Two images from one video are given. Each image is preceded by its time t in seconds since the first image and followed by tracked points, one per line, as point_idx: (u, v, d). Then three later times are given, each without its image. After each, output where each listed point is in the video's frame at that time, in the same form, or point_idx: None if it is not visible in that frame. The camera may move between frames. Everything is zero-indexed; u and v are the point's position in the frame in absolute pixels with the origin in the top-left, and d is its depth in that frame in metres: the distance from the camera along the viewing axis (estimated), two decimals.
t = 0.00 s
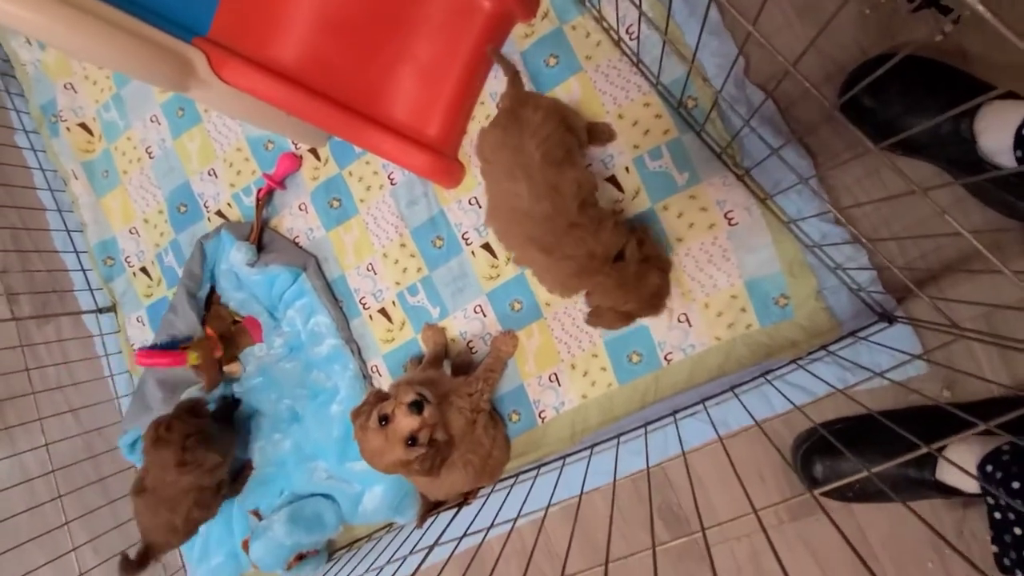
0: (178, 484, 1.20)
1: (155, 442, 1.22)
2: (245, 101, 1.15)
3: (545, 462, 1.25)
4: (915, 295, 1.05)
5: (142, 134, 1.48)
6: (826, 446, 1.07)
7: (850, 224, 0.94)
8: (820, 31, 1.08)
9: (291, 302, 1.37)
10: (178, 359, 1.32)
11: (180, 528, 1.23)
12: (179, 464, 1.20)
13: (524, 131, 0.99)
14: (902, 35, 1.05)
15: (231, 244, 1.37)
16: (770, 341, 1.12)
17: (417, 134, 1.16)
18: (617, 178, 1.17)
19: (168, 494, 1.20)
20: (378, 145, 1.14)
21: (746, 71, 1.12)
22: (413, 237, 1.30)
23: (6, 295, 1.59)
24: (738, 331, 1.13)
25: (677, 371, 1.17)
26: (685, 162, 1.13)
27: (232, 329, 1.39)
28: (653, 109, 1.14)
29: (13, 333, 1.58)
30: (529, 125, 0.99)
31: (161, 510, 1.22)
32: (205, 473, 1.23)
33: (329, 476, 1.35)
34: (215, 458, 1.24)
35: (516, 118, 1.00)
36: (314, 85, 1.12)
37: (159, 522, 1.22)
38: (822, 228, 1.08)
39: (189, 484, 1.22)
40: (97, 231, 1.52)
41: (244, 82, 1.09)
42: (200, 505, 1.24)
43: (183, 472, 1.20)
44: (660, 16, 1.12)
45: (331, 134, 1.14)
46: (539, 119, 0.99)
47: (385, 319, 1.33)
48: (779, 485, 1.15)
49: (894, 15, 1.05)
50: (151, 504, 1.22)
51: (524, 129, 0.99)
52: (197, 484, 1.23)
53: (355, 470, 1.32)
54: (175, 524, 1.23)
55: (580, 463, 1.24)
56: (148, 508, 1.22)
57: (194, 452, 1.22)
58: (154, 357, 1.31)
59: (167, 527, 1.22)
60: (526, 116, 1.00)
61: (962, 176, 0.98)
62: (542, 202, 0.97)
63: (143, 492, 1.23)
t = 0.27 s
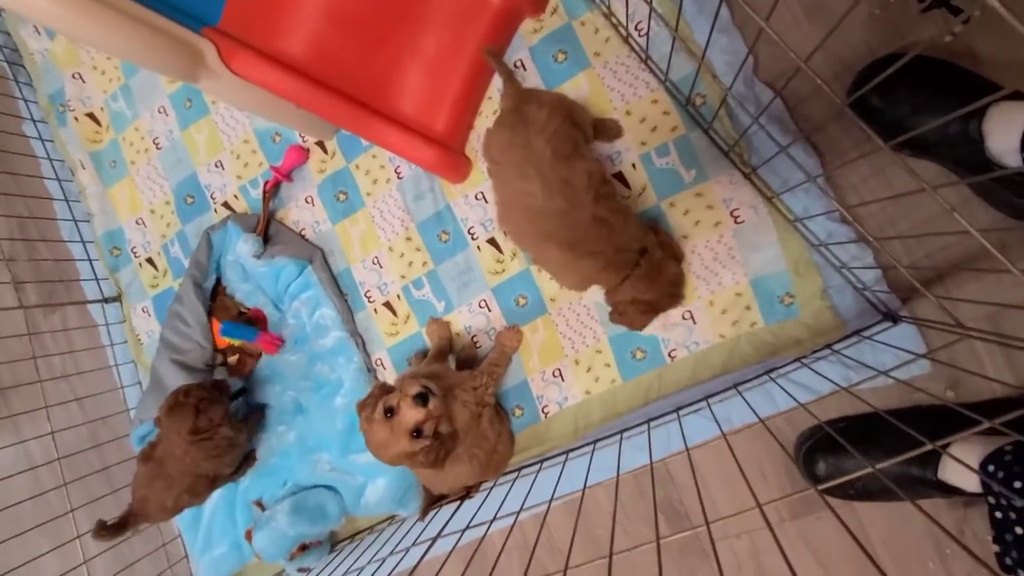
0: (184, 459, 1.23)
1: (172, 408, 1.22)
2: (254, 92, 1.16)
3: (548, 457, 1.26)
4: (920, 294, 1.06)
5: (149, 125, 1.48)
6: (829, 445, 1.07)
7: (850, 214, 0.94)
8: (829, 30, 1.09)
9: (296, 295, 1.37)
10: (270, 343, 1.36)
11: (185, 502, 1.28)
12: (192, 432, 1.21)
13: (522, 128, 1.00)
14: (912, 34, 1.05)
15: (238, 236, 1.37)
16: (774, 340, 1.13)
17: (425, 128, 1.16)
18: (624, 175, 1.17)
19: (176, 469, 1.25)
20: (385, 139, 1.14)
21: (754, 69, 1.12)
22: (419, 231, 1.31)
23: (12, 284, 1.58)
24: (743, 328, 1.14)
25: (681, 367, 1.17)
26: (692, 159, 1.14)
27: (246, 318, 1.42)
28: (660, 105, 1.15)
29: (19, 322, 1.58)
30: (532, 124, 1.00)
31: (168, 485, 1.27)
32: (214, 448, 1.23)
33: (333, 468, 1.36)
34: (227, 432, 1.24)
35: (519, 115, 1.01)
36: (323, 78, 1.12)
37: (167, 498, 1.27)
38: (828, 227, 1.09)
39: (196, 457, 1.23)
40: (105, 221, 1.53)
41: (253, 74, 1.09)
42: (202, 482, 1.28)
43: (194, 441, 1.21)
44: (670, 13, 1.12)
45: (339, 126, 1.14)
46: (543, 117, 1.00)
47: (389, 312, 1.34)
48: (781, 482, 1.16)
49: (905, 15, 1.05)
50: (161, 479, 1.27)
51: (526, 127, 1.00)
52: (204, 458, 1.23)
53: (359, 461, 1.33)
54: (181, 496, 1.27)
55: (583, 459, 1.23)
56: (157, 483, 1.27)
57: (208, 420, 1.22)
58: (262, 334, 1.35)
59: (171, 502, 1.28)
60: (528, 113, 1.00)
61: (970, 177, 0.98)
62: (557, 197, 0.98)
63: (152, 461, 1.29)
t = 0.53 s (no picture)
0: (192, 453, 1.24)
1: (189, 401, 1.22)
2: (266, 89, 1.17)
3: (553, 454, 1.27)
4: (927, 298, 1.06)
5: (160, 120, 1.49)
6: (834, 446, 1.08)
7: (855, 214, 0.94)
8: (839, 32, 1.09)
9: (305, 290, 1.39)
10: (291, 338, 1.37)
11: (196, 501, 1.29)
12: (206, 427, 1.22)
13: (531, 127, 0.99)
14: (921, 38, 1.05)
15: (248, 231, 1.38)
16: (780, 341, 1.13)
17: (434, 127, 1.16)
18: (633, 175, 1.18)
19: (184, 467, 1.26)
20: (395, 136, 1.14)
21: (765, 71, 1.12)
22: (427, 229, 1.31)
23: (23, 276, 1.59)
24: (749, 329, 1.14)
25: (687, 367, 1.18)
26: (700, 160, 1.14)
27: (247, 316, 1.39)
28: (670, 106, 1.15)
29: (30, 315, 1.59)
30: (536, 121, 1.00)
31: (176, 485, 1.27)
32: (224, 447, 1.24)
33: (339, 462, 1.37)
34: (238, 433, 1.25)
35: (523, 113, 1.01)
36: (334, 75, 1.13)
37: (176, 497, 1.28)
38: (836, 229, 1.09)
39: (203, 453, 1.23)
40: (115, 215, 1.55)
41: (266, 71, 1.10)
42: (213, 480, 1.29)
43: (206, 437, 1.22)
44: (681, 14, 1.13)
45: (348, 123, 1.15)
46: (546, 114, 1.00)
47: (397, 309, 1.35)
48: (785, 482, 1.17)
49: (916, 18, 1.05)
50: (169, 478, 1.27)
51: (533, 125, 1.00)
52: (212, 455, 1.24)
53: (366, 455, 1.35)
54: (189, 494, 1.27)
55: (588, 457, 1.24)
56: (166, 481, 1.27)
57: (225, 417, 1.23)
58: (292, 322, 1.38)
59: (182, 501, 1.28)
60: (533, 110, 1.01)
61: (979, 181, 0.99)
62: (551, 197, 0.98)
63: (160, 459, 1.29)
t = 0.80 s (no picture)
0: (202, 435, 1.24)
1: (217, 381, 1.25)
2: (276, 86, 1.17)
3: (558, 453, 1.27)
4: (936, 301, 1.06)
5: (168, 115, 1.49)
6: (841, 448, 1.08)
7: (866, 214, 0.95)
8: (852, 33, 1.09)
9: (312, 287, 1.39)
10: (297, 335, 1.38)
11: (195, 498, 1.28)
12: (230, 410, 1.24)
13: (530, 123, 1.00)
14: (934, 39, 1.05)
15: (255, 227, 1.38)
16: (788, 343, 1.13)
17: (442, 124, 1.16)
18: (641, 175, 1.17)
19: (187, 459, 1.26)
20: (403, 134, 1.14)
21: (776, 71, 1.12)
22: (434, 226, 1.31)
23: (30, 270, 1.59)
24: (756, 331, 1.14)
25: (694, 367, 1.18)
26: (709, 160, 1.14)
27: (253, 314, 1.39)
28: (679, 106, 1.15)
29: (37, 309, 1.60)
30: (534, 116, 1.00)
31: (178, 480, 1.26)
32: (236, 436, 1.25)
33: (344, 458, 1.38)
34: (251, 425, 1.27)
35: (525, 111, 1.01)
36: (343, 72, 1.13)
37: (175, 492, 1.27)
38: (845, 231, 1.09)
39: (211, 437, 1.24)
40: (122, 209, 1.55)
41: (275, 67, 1.10)
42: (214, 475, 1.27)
43: (225, 420, 1.24)
44: (692, 13, 1.13)
45: (357, 120, 1.15)
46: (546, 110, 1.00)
47: (403, 306, 1.35)
48: (791, 484, 1.17)
49: (929, 20, 1.05)
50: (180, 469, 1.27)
51: (532, 120, 1.00)
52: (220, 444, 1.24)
53: (371, 452, 1.36)
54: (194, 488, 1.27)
55: (593, 456, 1.25)
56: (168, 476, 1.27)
57: (246, 404, 1.26)
58: (297, 319, 1.38)
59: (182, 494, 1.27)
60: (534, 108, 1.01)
61: (991, 185, 0.98)
62: (542, 186, 0.98)
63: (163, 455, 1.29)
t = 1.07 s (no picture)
0: (222, 421, 1.25)
1: (235, 368, 1.25)
2: (284, 81, 1.17)
3: (563, 451, 1.27)
4: (945, 301, 1.05)
5: (175, 110, 1.49)
6: (847, 448, 1.07)
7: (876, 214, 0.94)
8: (863, 30, 1.08)
9: (318, 283, 1.39)
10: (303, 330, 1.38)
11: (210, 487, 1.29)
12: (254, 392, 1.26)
13: (533, 138, 1.04)
14: (946, 37, 1.04)
15: (261, 222, 1.39)
16: (795, 342, 1.12)
17: (449, 121, 1.16)
18: (648, 172, 1.17)
19: (200, 448, 1.26)
20: (410, 130, 1.14)
21: (785, 69, 1.11)
22: (440, 223, 1.31)
23: (37, 264, 1.57)
24: (763, 330, 1.14)
25: (700, 365, 1.17)
26: (717, 158, 1.13)
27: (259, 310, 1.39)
28: (688, 104, 1.14)
29: (43, 303, 1.59)
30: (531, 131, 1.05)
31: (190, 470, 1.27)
32: (260, 417, 1.27)
33: (349, 454, 1.38)
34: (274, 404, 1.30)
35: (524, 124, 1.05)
36: (350, 68, 1.13)
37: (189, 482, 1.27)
38: (854, 230, 1.08)
39: (236, 419, 1.25)
40: (129, 204, 1.55)
41: (283, 62, 1.10)
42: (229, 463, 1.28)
43: (249, 402, 1.25)
44: (702, 10, 1.12)
45: (365, 116, 1.15)
46: (541, 122, 1.04)
47: (409, 302, 1.35)
48: (796, 483, 1.16)
49: (940, 18, 1.04)
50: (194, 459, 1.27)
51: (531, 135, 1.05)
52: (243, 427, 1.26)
53: (375, 448, 1.36)
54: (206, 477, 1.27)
55: (598, 454, 1.24)
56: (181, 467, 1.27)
57: (269, 385, 1.28)
58: (303, 314, 1.38)
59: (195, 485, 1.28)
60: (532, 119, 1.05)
61: (1002, 184, 0.98)
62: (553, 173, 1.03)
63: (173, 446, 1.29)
